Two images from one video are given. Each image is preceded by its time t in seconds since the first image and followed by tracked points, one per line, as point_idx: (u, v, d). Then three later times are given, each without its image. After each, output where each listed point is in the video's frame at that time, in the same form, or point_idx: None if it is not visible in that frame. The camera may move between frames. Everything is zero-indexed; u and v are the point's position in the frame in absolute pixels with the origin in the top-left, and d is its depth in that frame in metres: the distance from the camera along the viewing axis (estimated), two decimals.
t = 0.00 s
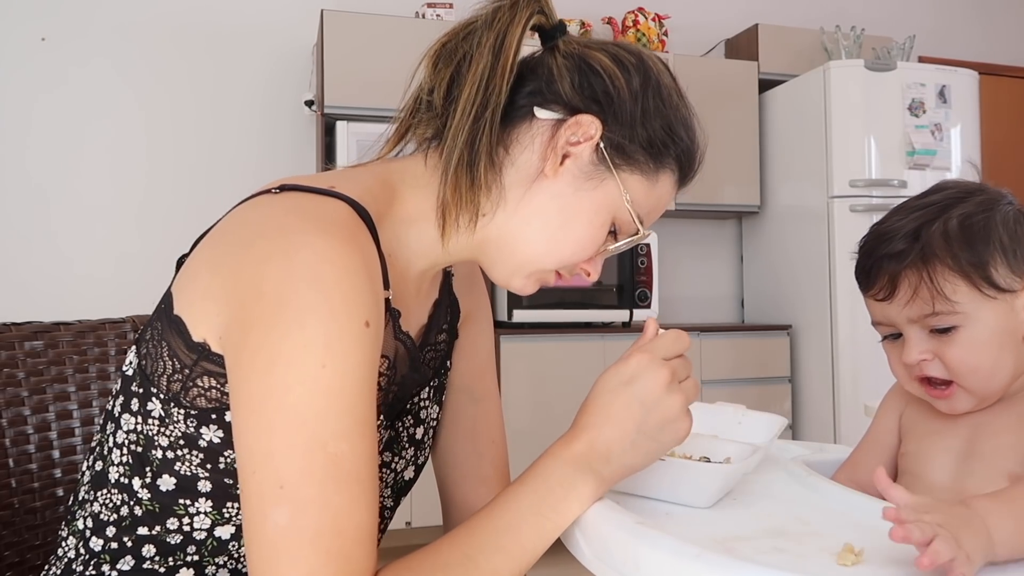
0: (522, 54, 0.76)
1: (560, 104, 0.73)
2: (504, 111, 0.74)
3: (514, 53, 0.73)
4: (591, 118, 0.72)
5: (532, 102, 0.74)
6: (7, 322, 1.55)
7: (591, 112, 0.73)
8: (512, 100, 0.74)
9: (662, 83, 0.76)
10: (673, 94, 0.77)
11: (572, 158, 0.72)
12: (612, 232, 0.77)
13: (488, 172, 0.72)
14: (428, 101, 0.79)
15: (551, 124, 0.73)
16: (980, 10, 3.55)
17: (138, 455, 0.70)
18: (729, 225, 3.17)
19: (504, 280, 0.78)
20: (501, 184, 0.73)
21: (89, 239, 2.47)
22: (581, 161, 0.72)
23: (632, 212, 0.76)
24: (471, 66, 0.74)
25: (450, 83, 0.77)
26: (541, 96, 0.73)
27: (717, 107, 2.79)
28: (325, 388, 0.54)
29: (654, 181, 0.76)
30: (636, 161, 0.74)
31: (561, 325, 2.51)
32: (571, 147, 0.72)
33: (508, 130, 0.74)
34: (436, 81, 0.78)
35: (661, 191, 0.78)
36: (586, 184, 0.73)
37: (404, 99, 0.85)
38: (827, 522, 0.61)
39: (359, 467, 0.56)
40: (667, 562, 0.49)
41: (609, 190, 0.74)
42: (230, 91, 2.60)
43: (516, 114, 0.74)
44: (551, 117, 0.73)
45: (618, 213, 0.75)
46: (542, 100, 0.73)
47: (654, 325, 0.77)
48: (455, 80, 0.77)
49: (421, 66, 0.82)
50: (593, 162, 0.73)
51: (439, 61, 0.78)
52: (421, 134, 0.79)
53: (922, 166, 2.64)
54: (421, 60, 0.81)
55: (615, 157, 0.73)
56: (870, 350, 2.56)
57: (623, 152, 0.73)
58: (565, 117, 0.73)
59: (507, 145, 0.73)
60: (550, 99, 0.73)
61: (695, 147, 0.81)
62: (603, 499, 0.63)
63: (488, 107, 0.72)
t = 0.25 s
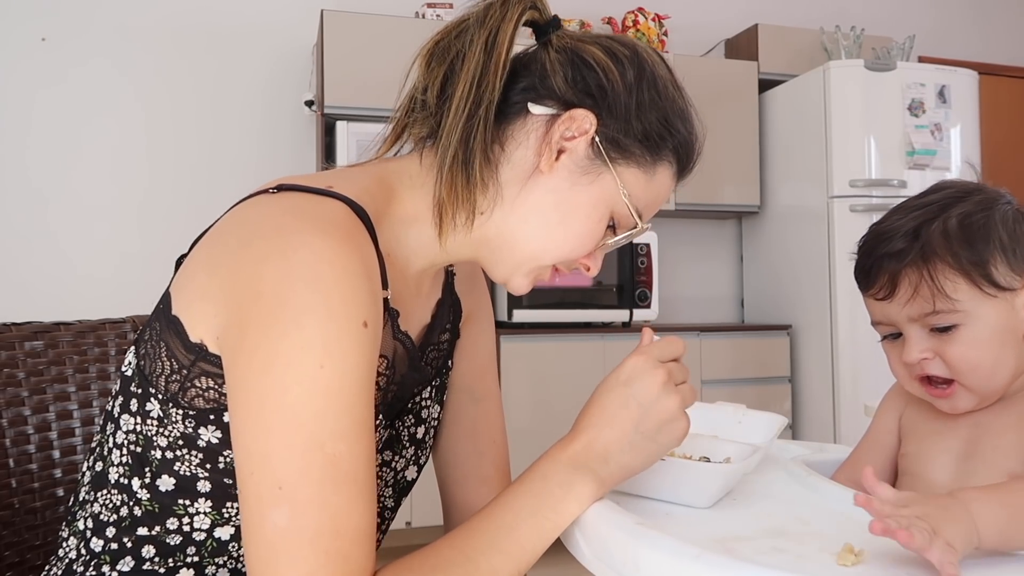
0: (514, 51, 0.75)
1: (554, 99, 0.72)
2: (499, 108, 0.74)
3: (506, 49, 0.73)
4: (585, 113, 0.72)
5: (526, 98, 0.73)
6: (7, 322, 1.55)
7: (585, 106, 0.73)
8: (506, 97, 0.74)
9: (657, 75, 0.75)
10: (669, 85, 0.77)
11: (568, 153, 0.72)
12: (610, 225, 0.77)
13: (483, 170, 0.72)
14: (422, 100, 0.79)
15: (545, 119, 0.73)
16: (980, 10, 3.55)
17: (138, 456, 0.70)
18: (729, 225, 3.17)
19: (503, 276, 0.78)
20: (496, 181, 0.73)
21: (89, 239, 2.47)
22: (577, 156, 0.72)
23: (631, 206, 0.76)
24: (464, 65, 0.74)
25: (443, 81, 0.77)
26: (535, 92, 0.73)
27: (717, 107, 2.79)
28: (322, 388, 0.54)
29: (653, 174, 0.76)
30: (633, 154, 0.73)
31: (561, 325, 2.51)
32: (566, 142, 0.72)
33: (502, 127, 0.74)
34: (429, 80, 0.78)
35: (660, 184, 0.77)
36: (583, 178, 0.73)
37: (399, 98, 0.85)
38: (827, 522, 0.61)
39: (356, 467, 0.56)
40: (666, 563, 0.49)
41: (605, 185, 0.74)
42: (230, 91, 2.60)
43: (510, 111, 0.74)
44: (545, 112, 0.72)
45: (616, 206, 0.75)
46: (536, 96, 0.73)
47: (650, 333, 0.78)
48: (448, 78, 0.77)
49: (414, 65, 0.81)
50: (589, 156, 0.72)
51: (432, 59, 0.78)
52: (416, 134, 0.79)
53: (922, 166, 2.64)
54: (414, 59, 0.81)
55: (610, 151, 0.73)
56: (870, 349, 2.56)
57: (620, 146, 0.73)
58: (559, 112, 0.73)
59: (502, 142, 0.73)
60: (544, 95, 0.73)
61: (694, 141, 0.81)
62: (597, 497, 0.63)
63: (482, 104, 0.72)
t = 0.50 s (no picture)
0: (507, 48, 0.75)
1: (548, 96, 0.72)
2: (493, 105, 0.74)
3: (500, 45, 0.72)
4: (580, 109, 0.72)
5: (521, 95, 0.73)
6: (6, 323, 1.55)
7: (580, 102, 0.72)
8: (500, 93, 0.74)
9: (652, 68, 0.75)
10: (664, 78, 0.76)
11: (563, 150, 0.72)
12: (607, 221, 0.77)
13: (477, 168, 0.72)
14: (416, 99, 0.79)
15: (540, 116, 0.72)
16: (980, 10, 3.54)
17: (139, 456, 0.70)
18: (729, 225, 3.17)
19: (495, 273, 0.77)
20: (491, 178, 0.73)
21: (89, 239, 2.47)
22: (572, 152, 0.72)
23: (627, 201, 0.76)
24: (457, 63, 0.74)
25: (437, 80, 0.77)
26: (529, 89, 0.73)
27: (716, 107, 2.79)
28: (320, 389, 0.54)
29: (648, 168, 0.76)
30: (628, 148, 0.73)
31: (561, 325, 2.51)
32: (561, 138, 0.72)
33: (497, 124, 0.73)
34: (423, 78, 0.78)
35: (655, 178, 0.77)
36: (579, 174, 0.73)
37: (394, 97, 0.85)
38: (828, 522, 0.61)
39: (354, 468, 0.56)
40: (666, 563, 0.49)
41: (601, 180, 0.74)
42: (230, 91, 2.60)
43: (504, 107, 0.73)
44: (540, 108, 0.72)
45: (612, 201, 0.75)
46: (530, 93, 0.73)
47: (634, 334, 0.78)
48: (441, 77, 0.76)
49: (407, 64, 0.81)
50: (585, 152, 0.72)
51: (425, 57, 0.78)
52: (412, 132, 0.79)
53: (922, 166, 2.64)
54: (407, 57, 0.81)
55: (606, 147, 0.73)
56: (871, 349, 2.56)
57: (616, 142, 0.73)
58: (554, 108, 0.72)
59: (497, 139, 0.73)
60: (538, 92, 0.73)
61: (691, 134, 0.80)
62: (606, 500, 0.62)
63: (475, 102, 0.72)
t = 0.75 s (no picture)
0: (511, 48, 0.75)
1: (552, 98, 0.73)
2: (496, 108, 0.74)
3: (503, 47, 0.73)
4: (583, 112, 0.72)
5: (524, 98, 0.73)
6: (8, 322, 1.55)
7: (583, 105, 0.72)
8: (504, 96, 0.74)
9: (657, 72, 0.75)
10: (668, 80, 0.76)
11: (566, 153, 0.72)
12: (610, 224, 0.77)
13: (480, 172, 0.72)
14: (420, 101, 0.79)
15: (544, 119, 0.73)
16: (980, 10, 3.55)
17: (143, 458, 0.70)
18: (729, 225, 3.17)
19: (498, 275, 0.78)
20: (494, 182, 0.74)
21: (89, 239, 2.48)
22: (576, 156, 0.72)
23: (630, 204, 0.77)
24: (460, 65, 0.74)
25: (440, 82, 0.77)
26: (532, 92, 0.73)
27: (716, 107, 2.79)
28: (317, 410, 0.56)
29: (651, 172, 0.76)
30: (632, 152, 0.74)
31: (560, 325, 2.51)
32: (565, 141, 0.72)
33: (501, 128, 0.74)
34: (427, 80, 0.78)
35: (658, 181, 0.77)
36: (582, 177, 0.73)
37: (398, 98, 0.85)
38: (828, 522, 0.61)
39: (345, 485, 0.58)
40: (667, 563, 0.49)
41: (604, 183, 0.74)
42: (231, 91, 2.60)
43: (507, 110, 0.74)
44: (544, 112, 0.73)
45: (615, 205, 0.75)
46: (534, 96, 0.73)
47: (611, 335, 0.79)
48: (444, 80, 0.77)
49: (411, 66, 0.81)
50: (588, 155, 0.73)
51: (430, 59, 0.78)
52: (415, 134, 0.79)
53: (922, 166, 2.65)
54: (411, 60, 0.81)
55: (610, 150, 0.73)
56: (870, 349, 2.56)
57: (619, 145, 0.73)
58: (557, 112, 0.73)
59: (500, 142, 0.74)
60: (542, 95, 0.73)
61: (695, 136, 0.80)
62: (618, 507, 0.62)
63: (479, 105, 0.72)
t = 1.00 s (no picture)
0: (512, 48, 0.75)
1: (552, 98, 0.73)
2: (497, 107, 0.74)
3: (505, 47, 0.73)
4: (583, 111, 0.72)
5: (525, 97, 0.74)
6: (8, 321, 1.55)
7: (584, 105, 0.73)
8: (505, 95, 0.74)
9: (658, 72, 0.75)
10: (671, 80, 0.76)
11: (566, 152, 0.73)
12: (613, 224, 0.78)
13: (482, 172, 0.73)
14: (422, 101, 0.79)
15: (544, 118, 0.73)
16: (980, 10, 3.55)
17: (143, 459, 0.70)
18: (729, 225, 3.17)
19: (504, 275, 0.79)
20: (496, 182, 0.74)
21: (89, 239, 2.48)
22: (576, 155, 0.73)
23: (632, 204, 0.77)
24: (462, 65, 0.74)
25: (442, 82, 0.77)
26: (532, 91, 0.73)
27: (716, 108, 2.79)
28: (315, 410, 0.56)
29: (654, 171, 0.76)
30: (633, 151, 0.74)
31: (560, 325, 2.51)
32: (565, 140, 0.72)
33: (502, 127, 0.74)
34: (428, 79, 0.78)
35: (661, 181, 0.77)
36: (582, 177, 0.73)
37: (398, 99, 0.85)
38: (827, 523, 0.61)
39: (342, 486, 0.58)
40: (667, 564, 0.49)
41: (605, 183, 0.74)
42: (231, 91, 2.60)
43: (508, 109, 0.74)
44: (544, 110, 0.73)
45: (616, 205, 0.75)
46: (534, 95, 0.73)
47: (654, 351, 0.76)
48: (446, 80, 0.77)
49: (412, 65, 0.81)
50: (588, 154, 0.73)
51: (432, 58, 0.78)
52: (417, 134, 0.79)
53: (922, 166, 2.65)
54: (412, 59, 0.81)
55: (611, 150, 0.73)
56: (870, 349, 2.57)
57: (620, 144, 0.73)
58: (558, 111, 0.73)
59: (501, 142, 0.74)
60: (542, 95, 0.73)
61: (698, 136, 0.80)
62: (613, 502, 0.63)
63: (480, 105, 0.72)
